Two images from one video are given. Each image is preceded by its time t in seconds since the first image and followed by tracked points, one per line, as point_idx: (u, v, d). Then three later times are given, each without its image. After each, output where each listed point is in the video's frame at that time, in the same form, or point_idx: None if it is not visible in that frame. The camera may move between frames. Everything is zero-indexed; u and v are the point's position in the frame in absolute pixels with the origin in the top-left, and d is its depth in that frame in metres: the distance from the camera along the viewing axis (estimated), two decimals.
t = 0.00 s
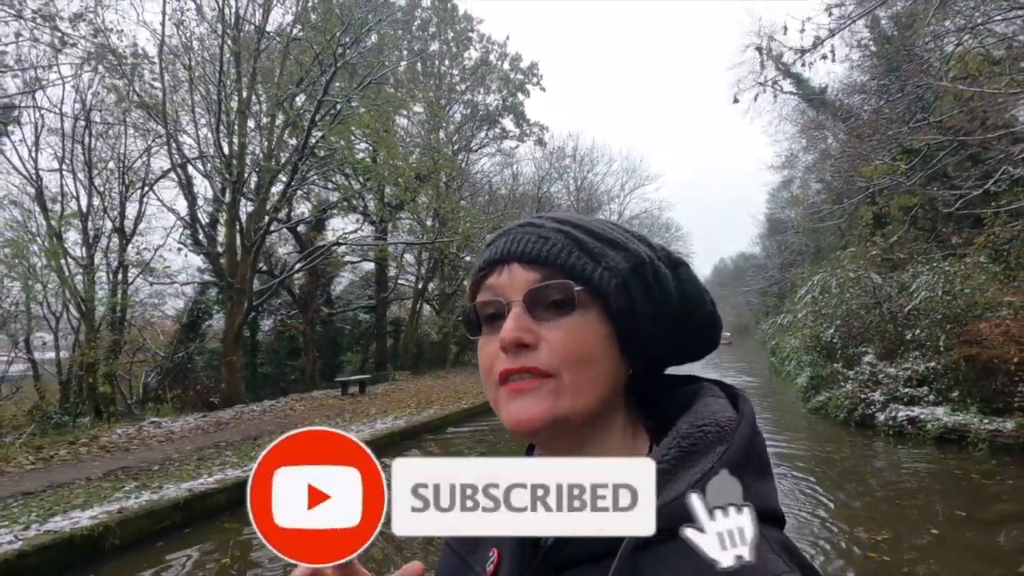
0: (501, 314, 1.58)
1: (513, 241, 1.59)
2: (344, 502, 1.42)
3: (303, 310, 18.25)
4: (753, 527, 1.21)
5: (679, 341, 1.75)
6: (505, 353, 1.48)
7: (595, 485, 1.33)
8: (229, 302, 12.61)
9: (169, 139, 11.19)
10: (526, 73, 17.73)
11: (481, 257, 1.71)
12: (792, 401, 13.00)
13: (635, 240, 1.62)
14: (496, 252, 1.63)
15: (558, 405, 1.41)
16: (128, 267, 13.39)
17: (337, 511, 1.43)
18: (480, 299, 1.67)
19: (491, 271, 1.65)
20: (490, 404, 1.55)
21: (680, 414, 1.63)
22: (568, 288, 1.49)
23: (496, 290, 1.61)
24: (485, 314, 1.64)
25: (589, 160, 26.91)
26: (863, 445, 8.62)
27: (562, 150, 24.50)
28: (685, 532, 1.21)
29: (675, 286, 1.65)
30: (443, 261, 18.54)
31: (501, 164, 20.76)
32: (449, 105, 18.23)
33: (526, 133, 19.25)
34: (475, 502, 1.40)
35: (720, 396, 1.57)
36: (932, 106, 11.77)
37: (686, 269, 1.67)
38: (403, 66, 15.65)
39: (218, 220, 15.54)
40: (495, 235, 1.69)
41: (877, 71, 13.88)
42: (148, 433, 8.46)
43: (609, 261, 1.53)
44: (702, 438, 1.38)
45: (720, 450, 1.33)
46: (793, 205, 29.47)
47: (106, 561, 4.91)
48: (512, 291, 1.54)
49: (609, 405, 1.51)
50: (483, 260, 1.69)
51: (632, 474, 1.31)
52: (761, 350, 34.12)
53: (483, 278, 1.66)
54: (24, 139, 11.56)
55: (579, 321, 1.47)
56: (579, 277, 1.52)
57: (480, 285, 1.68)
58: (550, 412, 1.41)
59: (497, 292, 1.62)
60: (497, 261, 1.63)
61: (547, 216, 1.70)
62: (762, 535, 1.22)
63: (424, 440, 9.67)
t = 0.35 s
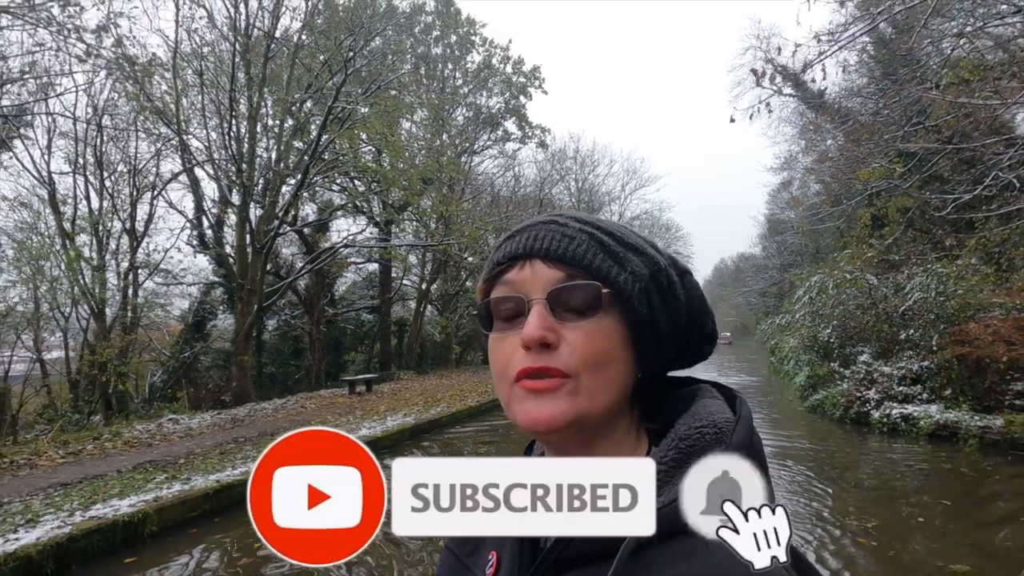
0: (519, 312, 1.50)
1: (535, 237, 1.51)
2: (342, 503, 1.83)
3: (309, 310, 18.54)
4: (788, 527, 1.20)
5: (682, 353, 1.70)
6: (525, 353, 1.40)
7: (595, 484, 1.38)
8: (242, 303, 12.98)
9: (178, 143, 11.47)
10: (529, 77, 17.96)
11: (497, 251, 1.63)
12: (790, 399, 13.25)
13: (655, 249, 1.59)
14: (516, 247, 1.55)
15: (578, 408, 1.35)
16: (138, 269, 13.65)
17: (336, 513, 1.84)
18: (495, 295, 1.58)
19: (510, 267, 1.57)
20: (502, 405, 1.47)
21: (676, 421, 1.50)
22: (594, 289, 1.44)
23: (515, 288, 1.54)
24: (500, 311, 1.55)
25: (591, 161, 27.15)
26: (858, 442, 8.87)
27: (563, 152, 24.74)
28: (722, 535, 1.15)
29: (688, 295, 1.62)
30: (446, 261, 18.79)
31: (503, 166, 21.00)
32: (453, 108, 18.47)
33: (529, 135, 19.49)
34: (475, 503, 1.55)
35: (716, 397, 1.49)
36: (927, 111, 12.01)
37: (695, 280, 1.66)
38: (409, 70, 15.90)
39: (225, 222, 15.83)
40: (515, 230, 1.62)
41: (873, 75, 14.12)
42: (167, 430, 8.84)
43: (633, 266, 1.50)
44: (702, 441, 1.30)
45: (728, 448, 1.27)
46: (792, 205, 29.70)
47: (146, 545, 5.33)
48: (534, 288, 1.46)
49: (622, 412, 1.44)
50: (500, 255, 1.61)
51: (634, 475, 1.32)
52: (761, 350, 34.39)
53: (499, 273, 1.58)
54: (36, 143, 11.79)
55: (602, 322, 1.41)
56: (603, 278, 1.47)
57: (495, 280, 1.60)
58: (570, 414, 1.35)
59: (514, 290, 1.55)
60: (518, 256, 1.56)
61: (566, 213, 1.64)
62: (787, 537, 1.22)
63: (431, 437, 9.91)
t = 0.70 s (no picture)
0: (539, 319, 1.58)
1: (556, 242, 1.60)
2: (345, 503, 1.62)
3: (315, 310, 18.83)
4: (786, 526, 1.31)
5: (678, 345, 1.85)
6: (551, 362, 1.49)
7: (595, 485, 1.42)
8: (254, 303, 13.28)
9: (190, 148, 11.73)
10: (531, 80, 18.26)
11: (508, 254, 1.69)
12: (788, 398, 13.53)
13: (660, 254, 1.73)
14: (534, 252, 1.63)
15: (604, 414, 1.45)
16: (148, 269, 13.91)
17: (336, 513, 1.63)
18: (510, 300, 1.65)
19: (525, 272, 1.64)
20: (521, 414, 1.56)
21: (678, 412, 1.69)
22: (615, 298, 1.54)
23: (532, 293, 1.62)
24: (516, 317, 1.63)
25: (592, 163, 27.46)
26: (853, 438, 9.14)
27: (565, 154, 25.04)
28: (721, 533, 1.27)
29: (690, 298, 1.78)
30: (450, 262, 19.09)
31: (506, 168, 21.29)
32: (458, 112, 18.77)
33: (531, 137, 19.79)
34: (475, 503, 1.54)
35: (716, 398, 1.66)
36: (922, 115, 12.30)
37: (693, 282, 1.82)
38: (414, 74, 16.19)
39: (234, 224, 16.13)
40: (526, 232, 1.68)
41: (869, 79, 14.41)
42: (187, 426, 9.20)
43: (647, 272, 1.62)
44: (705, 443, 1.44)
45: (726, 451, 1.40)
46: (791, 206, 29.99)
47: (183, 530, 5.81)
48: (557, 296, 1.55)
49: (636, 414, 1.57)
50: (513, 257, 1.67)
51: (634, 475, 1.41)
52: (761, 349, 34.71)
53: (516, 278, 1.65)
54: (43, 145, 11.84)
55: (623, 330, 1.53)
56: (621, 285, 1.58)
57: (510, 285, 1.67)
58: (597, 422, 1.45)
59: (531, 294, 1.63)
60: (533, 261, 1.63)
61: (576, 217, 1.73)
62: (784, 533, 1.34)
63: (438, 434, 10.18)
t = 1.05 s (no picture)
0: (535, 326, 1.60)
1: (549, 247, 1.61)
2: (342, 506, 1.71)
3: (320, 310, 19.08)
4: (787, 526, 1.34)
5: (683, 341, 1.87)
6: (548, 371, 1.50)
7: (595, 484, 1.47)
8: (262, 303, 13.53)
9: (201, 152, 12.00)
10: (533, 83, 18.56)
11: (502, 261, 1.70)
12: (787, 397, 13.76)
13: (656, 251, 1.74)
14: (526, 258, 1.64)
15: (604, 422, 1.46)
16: (159, 271, 14.20)
17: (336, 513, 1.72)
18: (506, 307, 1.66)
19: (519, 278, 1.65)
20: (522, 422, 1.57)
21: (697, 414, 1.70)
22: (611, 302, 1.55)
23: (527, 299, 1.63)
24: (512, 324, 1.64)
25: (593, 164, 27.76)
26: (848, 435, 9.36)
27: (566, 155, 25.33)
28: (721, 534, 1.32)
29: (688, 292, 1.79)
30: (453, 263, 19.35)
31: (508, 170, 21.56)
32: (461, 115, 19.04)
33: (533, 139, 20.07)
34: (475, 504, 1.64)
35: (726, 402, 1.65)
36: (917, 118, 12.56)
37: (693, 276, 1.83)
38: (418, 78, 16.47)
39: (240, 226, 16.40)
40: (519, 238, 1.69)
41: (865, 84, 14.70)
42: (202, 423, 9.46)
43: (643, 273, 1.63)
44: (704, 442, 1.47)
45: (723, 449, 1.43)
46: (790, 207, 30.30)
47: (214, 518, 6.14)
48: (552, 303, 1.56)
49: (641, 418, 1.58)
50: (505, 265, 1.68)
51: (633, 475, 1.46)
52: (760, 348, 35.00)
53: (511, 284, 1.66)
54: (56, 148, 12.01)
55: (620, 333, 1.54)
56: (618, 288, 1.59)
57: (504, 292, 1.68)
58: (598, 431, 1.46)
59: (525, 302, 1.64)
60: (526, 267, 1.64)
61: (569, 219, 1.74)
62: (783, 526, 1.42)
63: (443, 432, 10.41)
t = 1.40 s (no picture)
0: (544, 319, 1.51)
1: (562, 236, 1.52)
2: (340, 503, 2.15)
3: (327, 311, 19.40)
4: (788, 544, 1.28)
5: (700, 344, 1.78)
6: (556, 364, 1.43)
7: (595, 483, 1.47)
8: (273, 303, 13.82)
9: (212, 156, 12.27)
10: (536, 87, 18.87)
11: (514, 248, 1.62)
12: (785, 395, 14.01)
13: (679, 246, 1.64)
14: (538, 247, 1.55)
15: (612, 423, 1.39)
16: (168, 272, 14.42)
17: (335, 513, 2.15)
18: (516, 298, 1.58)
19: (529, 268, 1.57)
20: (526, 418, 1.50)
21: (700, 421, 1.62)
22: (625, 296, 1.46)
23: (537, 290, 1.54)
24: (520, 316, 1.56)
25: (594, 166, 28.08)
26: (845, 433, 9.57)
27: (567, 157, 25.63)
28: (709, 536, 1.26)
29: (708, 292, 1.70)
30: (456, 264, 19.61)
31: (511, 172, 21.85)
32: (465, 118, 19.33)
33: (536, 142, 20.37)
34: (475, 503, 1.70)
35: (738, 407, 1.55)
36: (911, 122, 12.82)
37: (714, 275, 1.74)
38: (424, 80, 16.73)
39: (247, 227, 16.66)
40: (532, 226, 1.60)
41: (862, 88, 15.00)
42: (217, 421, 9.74)
43: (663, 268, 1.54)
44: (706, 441, 1.39)
45: (724, 446, 1.35)
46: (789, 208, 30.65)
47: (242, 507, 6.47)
48: (562, 295, 1.48)
49: (650, 419, 1.50)
50: (517, 253, 1.59)
51: (634, 475, 1.45)
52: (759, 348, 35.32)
53: (520, 274, 1.57)
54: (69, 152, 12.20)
55: (633, 330, 1.45)
56: (633, 282, 1.50)
57: (513, 282, 1.60)
58: (604, 430, 1.38)
59: (536, 292, 1.55)
60: (538, 256, 1.55)
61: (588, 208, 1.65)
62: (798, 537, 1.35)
63: (449, 429, 10.65)
